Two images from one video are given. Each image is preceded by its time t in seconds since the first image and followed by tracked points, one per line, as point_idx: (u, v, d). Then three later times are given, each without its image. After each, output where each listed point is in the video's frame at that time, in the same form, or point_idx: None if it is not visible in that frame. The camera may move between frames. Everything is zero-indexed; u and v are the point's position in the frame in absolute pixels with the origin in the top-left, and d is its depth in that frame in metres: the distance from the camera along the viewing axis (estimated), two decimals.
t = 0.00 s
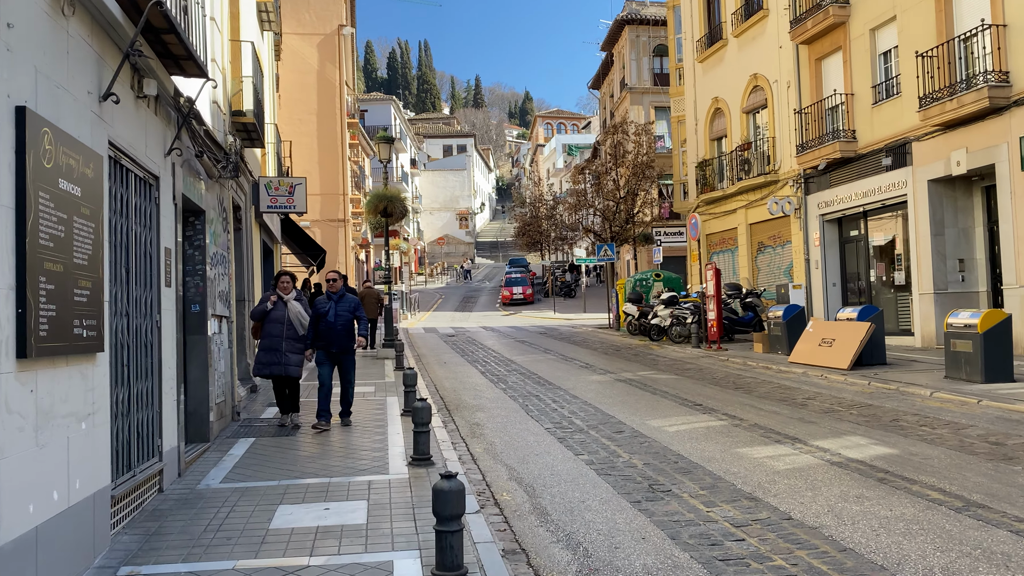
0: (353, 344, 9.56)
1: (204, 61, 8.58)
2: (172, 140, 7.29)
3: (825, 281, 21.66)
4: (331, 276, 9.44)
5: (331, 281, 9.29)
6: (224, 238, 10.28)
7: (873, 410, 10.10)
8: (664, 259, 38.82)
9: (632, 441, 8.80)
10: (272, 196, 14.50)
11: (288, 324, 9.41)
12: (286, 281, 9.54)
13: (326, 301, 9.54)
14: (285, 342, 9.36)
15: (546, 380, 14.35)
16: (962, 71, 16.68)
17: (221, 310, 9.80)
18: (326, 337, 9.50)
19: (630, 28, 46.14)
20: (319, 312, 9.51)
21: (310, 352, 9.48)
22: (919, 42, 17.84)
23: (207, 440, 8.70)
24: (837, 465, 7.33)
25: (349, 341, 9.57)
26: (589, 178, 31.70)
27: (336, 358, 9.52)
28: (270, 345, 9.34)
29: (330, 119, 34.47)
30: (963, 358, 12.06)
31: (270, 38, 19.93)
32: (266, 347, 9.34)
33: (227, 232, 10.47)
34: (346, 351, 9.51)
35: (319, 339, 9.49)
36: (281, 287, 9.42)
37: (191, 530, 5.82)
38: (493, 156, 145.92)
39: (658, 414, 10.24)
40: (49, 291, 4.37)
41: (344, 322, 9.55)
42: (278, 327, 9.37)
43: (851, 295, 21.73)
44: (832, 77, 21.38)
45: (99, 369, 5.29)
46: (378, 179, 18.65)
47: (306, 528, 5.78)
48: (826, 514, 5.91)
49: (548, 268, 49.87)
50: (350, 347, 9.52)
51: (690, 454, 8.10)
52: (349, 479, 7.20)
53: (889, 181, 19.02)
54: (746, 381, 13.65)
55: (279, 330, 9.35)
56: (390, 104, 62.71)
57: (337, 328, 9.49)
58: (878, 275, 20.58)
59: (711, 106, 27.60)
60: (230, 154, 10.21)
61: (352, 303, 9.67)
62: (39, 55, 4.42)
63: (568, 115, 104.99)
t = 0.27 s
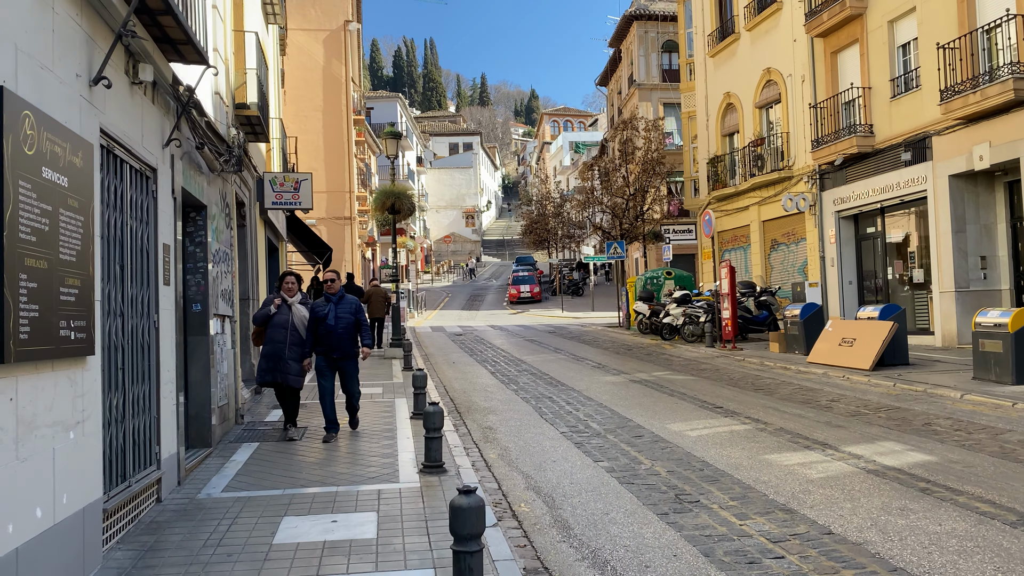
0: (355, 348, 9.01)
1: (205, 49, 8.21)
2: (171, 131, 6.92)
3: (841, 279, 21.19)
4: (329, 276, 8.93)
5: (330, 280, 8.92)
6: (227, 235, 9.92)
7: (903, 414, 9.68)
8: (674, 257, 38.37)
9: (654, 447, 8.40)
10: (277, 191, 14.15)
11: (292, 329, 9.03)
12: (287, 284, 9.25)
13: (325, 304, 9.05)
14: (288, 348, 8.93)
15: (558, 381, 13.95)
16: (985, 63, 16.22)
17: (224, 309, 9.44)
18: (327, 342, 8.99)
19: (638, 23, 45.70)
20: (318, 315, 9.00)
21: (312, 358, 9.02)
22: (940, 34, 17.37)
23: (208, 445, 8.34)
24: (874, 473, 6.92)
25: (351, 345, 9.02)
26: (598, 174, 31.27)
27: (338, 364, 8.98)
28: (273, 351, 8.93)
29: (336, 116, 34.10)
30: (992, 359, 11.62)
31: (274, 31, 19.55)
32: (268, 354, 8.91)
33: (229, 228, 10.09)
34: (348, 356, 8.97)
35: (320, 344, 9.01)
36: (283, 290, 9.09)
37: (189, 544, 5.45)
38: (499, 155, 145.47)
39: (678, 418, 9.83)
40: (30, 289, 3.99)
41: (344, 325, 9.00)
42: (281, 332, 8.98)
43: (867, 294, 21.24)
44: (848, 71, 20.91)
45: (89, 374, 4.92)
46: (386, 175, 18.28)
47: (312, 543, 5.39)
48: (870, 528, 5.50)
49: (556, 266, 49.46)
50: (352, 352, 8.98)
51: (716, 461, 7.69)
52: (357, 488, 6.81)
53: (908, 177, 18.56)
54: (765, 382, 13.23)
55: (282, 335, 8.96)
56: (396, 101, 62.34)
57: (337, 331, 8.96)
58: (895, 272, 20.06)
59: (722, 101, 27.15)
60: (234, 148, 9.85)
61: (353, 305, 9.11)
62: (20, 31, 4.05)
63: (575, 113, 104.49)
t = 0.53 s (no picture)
0: (356, 353, 8.20)
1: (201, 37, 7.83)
2: (164, 122, 6.52)
3: (854, 278, 20.77)
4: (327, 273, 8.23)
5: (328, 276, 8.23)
6: (226, 232, 9.53)
7: (931, 419, 9.27)
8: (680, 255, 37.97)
9: (672, 455, 8.00)
10: (279, 188, 13.75)
11: (287, 329, 8.44)
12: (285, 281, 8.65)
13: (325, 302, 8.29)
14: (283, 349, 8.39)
15: (567, 383, 13.55)
16: (1005, 56, 15.79)
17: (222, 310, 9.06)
18: (324, 344, 8.21)
19: (643, 19, 45.28)
20: (316, 315, 8.26)
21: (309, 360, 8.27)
22: (958, 26, 16.94)
23: (206, 453, 7.95)
24: (910, 484, 6.51)
25: (351, 348, 8.20)
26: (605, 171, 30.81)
27: (336, 369, 8.20)
28: (268, 352, 8.40)
29: (338, 113, 33.71)
30: (1019, 361, 11.20)
31: (276, 25, 19.17)
32: (262, 355, 8.39)
33: (227, 225, 9.70)
34: (347, 361, 8.15)
35: (318, 346, 8.25)
36: (279, 288, 8.54)
37: (182, 564, 5.06)
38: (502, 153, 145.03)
39: (696, 423, 9.43)
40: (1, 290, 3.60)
41: (344, 327, 8.20)
42: (276, 331, 8.42)
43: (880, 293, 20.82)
44: (861, 65, 20.48)
45: (72, 383, 4.53)
46: (390, 172, 17.90)
47: (313, 564, 5.00)
48: (915, 547, 5.10)
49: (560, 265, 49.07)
50: (350, 357, 8.15)
51: (739, 471, 7.29)
52: (362, 501, 6.41)
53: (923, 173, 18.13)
54: (781, 384, 12.83)
55: (276, 336, 8.39)
56: (399, 99, 61.94)
57: (335, 334, 8.16)
58: (909, 271, 19.64)
59: (731, 97, 26.73)
60: (232, 142, 9.46)
61: (354, 304, 8.31)
62: None
63: (578, 111, 104.04)
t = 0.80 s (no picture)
0: (357, 363, 7.39)
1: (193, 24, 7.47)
2: (152, 111, 6.13)
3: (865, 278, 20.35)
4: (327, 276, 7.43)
5: (326, 279, 7.42)
6: (221, 230, 9.14)
7: (957, 423, 8.87)
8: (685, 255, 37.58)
9: (689, 463, 7.61)
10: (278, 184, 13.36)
11: (278, 335, 7.69)
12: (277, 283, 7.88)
13: (322, 306, 7.46)
14: (273, 359, 7.64)
15: (574, 385, 13.16)
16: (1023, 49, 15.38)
17: (217, 311, 8.67)
18: (321, 353, 7.36)
19: (647, 17, 44.90)
20: (314, 319, 7.43)
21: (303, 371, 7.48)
22: (974, 19, 16.54)
23: (199, 460, 7.55)
24: (948, 495, 6.10)
25: (352, 358, 7.37)
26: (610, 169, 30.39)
27: (335, 381, 7.39)
28: (256, 362, 7.62)
29: (340, 110, 33.34)
30: None
31: (275, 20, 18.79)
32: (250, 365, 7.61)
33: (224, 222, 9.31)
34: (347, 372, 7.34)
35: (314, 355, 7.42)
36: (268, 290, 7.79)
37: None
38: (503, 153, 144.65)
39: (711, 429, 9.03)
40: None
41: (343, 334, 7.36)
42: (266, 339, 7.66)
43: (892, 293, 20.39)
44: (872, 60, 20.06)
45: (45, 390, 4.15)
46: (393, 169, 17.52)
47: None
48: (963, 567, 4.70)
49: (563, 265, 48.69)
50: (350, 367, 7.34)
51: (762, 480, 6.89)
52: (363, 514, 5.99)
53: (937, 170, 17.72)
54: (795, 387, 12.43)
55: (266, 344, 7.63)
56: (400, 97, 61.56)
57: (334, 341, 7.32)
58: (922, 270, 19.22)
59: (738, 94, 26.32)
60: (227, 135, 9.08)
61: (355, 309, 7.50)
62: None
63: (580, 110, 103.67)
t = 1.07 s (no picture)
0: (349, 370, 6.63)
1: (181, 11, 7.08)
2: (133, 101, 5.73)
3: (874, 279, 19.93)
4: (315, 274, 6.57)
5: (314, 278, 6.54)
6: (213, 229, 8.74)
7: (984, 432, 8.45)
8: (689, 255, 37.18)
9: (705, 475, 7.21)
10: (274, 183, 12.97)
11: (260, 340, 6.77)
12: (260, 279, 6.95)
13: (310, 308, 6.59)
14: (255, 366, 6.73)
15: (580, 390, 12.75)
16: None
17: (207, 314, 8.26)
18: (309, 361, 6.55)
19: (650, 15, 44.50)
20: (300, 324, 6.57)
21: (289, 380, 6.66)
22: (989, 13, 16.12)
23: (188, 472, 7.15)
24: (986, 513, 5.69)
25: (343, 365, 6.60)
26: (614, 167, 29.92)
27: (324, 392, 6.59)
28: (237, 370, 6.75)
29: (339, 109, 32.95)
30: None
31: (273, 15, 18.40)
32: (231, 373, 6.74)
33: (215, 221, 8.91)
34: (338, 381, 6.58)
35: (301, 363, 6.59)
36: (251, 289, 6.88)
37: None
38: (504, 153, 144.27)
39: (725, 438, 8.62)
40: None
41: (334, 339, 6.53)
42: (248, 344, 6.76)
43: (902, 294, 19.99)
44: (882, 57, 19.64)
45: (6, 405, 3.75)
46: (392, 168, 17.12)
47: None
48: None
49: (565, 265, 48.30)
50: (344, 375, 6.60)
51: (784, 494, 6.48)
52: (359, 533, 5.59)
53: (949, 168, 17.30)
54: (809, 391, 12.02)
55: (249, 350, 6.73)
56: (400, 97, 61.17)
57: (324, 349, 6.51)
58: (933, 271, 18.82)
59: (744, 92, 25.91)
60: (219, 130, 8.67)
61: (348, 310, 6.63)
62: None
63: (582, 110, 103.26)
